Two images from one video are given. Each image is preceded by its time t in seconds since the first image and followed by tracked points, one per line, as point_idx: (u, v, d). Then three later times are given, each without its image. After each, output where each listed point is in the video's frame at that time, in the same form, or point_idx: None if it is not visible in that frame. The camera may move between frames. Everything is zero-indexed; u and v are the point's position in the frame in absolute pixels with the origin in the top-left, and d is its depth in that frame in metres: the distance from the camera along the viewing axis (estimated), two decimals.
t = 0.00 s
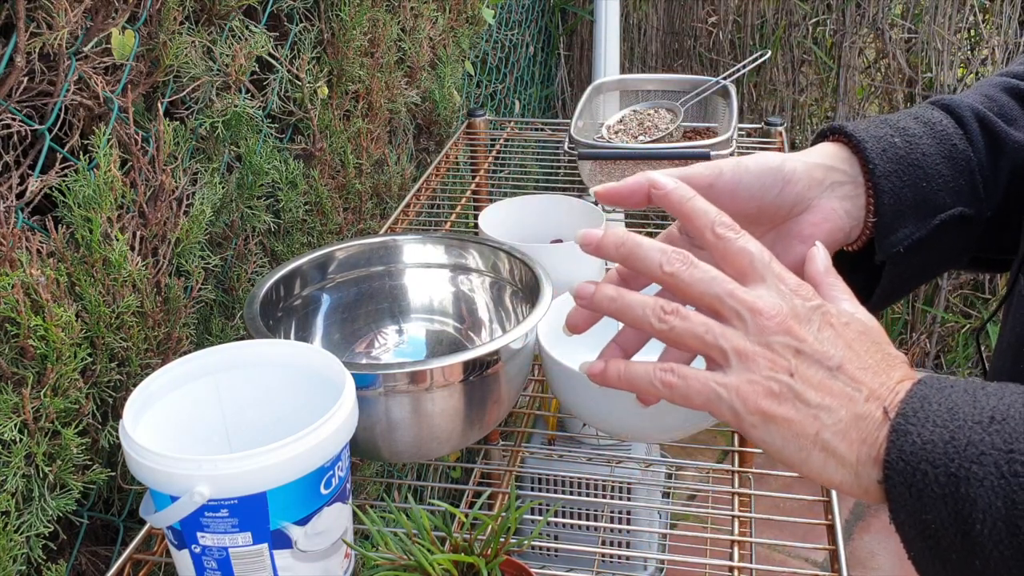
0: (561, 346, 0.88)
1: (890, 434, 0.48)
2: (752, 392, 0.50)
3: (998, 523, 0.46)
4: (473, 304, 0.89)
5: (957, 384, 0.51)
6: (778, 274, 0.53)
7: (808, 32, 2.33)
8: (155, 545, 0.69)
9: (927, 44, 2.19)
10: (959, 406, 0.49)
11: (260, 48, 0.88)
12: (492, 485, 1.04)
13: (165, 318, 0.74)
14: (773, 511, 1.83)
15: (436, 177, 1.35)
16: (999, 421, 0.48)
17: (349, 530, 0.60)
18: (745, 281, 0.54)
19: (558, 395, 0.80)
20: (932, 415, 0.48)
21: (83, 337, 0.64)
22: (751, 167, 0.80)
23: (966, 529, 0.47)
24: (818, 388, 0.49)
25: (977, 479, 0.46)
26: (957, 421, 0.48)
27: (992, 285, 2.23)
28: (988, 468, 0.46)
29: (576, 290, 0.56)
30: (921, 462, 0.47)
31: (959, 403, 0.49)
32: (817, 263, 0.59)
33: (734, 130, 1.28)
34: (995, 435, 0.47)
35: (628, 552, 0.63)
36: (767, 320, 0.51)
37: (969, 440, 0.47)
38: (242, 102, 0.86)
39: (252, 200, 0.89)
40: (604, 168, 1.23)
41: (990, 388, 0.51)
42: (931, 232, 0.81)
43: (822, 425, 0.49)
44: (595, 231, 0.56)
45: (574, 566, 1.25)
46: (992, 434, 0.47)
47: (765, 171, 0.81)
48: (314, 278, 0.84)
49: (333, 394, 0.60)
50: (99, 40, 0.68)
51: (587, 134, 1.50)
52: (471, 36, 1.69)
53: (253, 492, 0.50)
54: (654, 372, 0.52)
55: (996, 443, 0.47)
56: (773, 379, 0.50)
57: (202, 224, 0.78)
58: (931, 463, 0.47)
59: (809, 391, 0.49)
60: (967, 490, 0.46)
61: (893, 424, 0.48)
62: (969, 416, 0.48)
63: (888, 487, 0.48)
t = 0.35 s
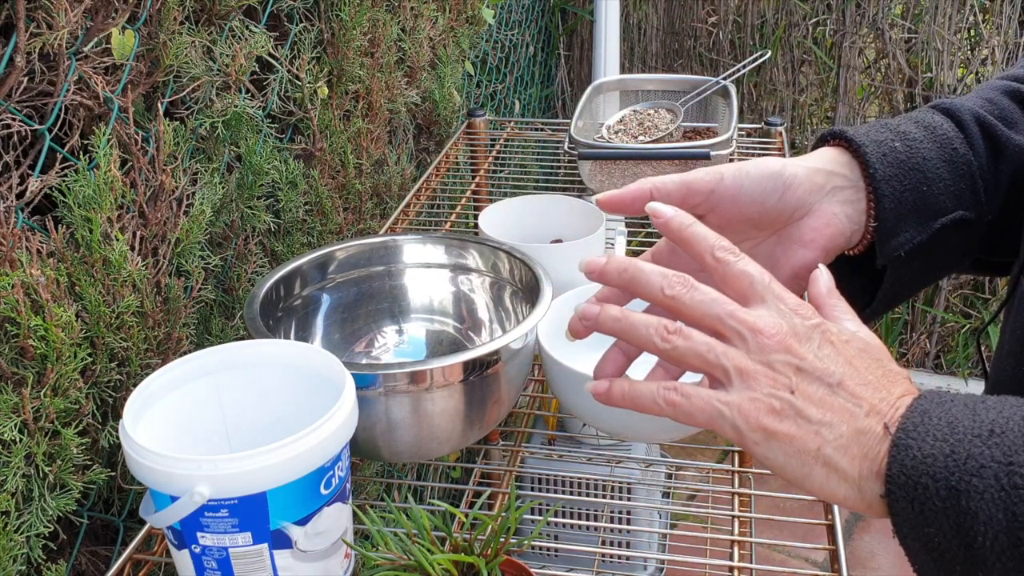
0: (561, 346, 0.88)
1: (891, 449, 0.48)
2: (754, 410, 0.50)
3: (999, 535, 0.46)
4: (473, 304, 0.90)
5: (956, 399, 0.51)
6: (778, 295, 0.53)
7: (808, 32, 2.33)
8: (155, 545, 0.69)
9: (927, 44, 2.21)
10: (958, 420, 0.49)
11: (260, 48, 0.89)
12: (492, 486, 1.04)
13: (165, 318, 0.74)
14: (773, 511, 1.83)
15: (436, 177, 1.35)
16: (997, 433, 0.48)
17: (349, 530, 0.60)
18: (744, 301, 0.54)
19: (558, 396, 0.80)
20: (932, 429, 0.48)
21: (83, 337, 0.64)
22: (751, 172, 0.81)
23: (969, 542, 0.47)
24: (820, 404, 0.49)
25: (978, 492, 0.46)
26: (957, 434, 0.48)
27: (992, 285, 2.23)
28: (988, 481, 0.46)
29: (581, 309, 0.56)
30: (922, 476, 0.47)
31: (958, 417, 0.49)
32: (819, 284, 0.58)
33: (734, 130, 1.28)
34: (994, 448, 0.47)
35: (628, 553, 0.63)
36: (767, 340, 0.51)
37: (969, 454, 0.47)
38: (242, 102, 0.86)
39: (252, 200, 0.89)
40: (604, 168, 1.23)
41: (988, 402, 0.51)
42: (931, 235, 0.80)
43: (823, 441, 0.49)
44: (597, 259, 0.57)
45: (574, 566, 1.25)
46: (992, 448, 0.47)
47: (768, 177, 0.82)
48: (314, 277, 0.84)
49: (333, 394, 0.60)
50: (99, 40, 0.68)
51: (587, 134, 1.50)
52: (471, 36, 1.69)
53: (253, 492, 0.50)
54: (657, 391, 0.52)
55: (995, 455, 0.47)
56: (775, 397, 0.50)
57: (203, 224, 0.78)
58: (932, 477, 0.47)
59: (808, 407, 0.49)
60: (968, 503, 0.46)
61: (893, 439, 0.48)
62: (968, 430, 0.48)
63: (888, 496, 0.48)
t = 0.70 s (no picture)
0: (561, 346, 0.88)
1: (897, 411, 0.47)
2: (741, 380, 0.47)
3: (1008, 499, 0.45)
4: (473, 304, 0.89)
5: (964, 354, 0.49)
6: (768, 262, 0.49)
7: (808, 32, 2.33)
8: (155, 544, 0.69)
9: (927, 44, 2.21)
10: (965, 378, 0.47)
11: (260, 48, 0.89)
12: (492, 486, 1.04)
13: (165, 318, 0.74)
14: (773, 511, 1.83)
15: (436, 177, 1.35)
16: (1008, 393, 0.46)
17: (349, 530, 0.60)
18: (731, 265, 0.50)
19: (558, 395, 0.80)
20: (939, 389, 0.47)
21: (83, 337, 0.64)
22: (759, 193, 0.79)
23: (973, 508, 0.47)
24: (808, 366, 0.47)
25: (987, 455, 0.45)
26: (965, 395, 0.47)
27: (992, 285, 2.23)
28: (997, 446, 0.45)
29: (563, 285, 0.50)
30: (928, 438, 0.46)
31: (965, 374, 0.48)
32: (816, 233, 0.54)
33: (734, 129, 1.29)
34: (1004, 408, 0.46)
35: (628, 552, 0.63)
36: (755, 308, 0.47)
37: (979, 415, 0.46)
38: (242, 102, 0.86)
39: (252, 200, 0.89)
40: (604, 168, 1.23)
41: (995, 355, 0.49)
42: (936, 253, 0.80)
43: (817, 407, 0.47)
44: (581, 229, 0.49)
45: (574, 566, 1.25)
46: (1001, 409, 0.46)
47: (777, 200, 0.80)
48: (314, 278, 0.84)
49: (333, 394, 0.60)
50: (99, 40, 0.68)
51: (587, 134, 1.50)
52: (471, 36, 1.69)
53: (253, 492, 0.50)
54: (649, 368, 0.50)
55: (1005, 418, 0.46)
56: (765, 366, 0.47)
57: (203, 224, 0.78)
58: (937, 440, 0.46)
59: (801, 374, 0.47)
60: (976, 467, 0.46)
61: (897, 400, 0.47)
62: (977, 390, 0.47)
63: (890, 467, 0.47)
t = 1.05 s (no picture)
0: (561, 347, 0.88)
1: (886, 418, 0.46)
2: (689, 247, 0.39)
3: None
4: (472, 304, 0.90)
5: (926, 238, 0.35)
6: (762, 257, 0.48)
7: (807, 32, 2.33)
8: (155, 545, 0.69)
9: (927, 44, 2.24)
10: (912, 264, 0.33)
11: (260, 48, 0.89)
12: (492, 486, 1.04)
13: (165, 318, 0.74)
14: (773, 511, 1.83)
15: (436, 177, 1.35)
16: (974, 258, 0.33)
17: (350, 530, 0.60)
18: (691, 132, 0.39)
19: (558, 395, 0.80)
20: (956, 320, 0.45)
21: (83, 337, 0.64)
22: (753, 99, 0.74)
23: (932, 425, 0.33)
24: (762, 262, 0.36)
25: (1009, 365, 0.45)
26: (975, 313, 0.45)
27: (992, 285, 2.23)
28: (932, 346, 0.32)
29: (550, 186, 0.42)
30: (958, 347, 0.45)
31: (912, 260, 0.34)
32: (802, 69, 0.42)
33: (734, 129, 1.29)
34: (992, 298, 0.32)
35: (628, 552, 0.63)
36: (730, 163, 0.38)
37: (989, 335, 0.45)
38: (242, 103, 0.86)
39: (252, 200, 0.90)
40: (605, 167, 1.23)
41: (974, 246, 0.34)
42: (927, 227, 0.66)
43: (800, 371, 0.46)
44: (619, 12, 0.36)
45: (574, 566, 1.25)
46: (938, 305, 0.32)
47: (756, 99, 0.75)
48: (314, 277, 0.84)
49: (333, 395, 0.60)
50: (99, 40, 0.68)
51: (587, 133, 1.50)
52: (471, 36, 1.69)
53: (253, 492, 0.50)
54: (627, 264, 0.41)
55: (940, 313, 0.32)
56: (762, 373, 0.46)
57: (202, 224, 0.78)
58: (875, 331, 0.33)
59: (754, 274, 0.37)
60: None
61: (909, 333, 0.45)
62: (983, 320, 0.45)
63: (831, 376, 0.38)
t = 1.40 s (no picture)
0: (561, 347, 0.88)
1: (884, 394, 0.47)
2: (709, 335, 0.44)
3: None
4: (472, 304, 0.90)
5: (900, 366, 0.44)
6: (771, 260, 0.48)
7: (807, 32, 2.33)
8: (155, 545, 0.69)
9: (927, 45, 2.19)
10: (889, 400, 0.42)
11: (259, 48, 0.89)
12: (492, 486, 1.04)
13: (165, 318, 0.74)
14: (773, 511, 1.83)
15: (436, 177, 1.35)
16: (950, 385, 0.43)
17: (349, 530, 0.60)
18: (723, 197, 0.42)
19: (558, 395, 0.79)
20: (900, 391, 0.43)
21: (83, 337, 0.64)
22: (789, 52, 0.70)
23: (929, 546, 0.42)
24: (764, 428, 0.44)
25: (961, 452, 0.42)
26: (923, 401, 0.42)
27: (992, 284, 2.23)
28: (917, 476, 0.41)
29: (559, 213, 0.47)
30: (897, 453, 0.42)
31: (890, 395, 0.42)
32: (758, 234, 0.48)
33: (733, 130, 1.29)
34: (967, 429, 0.41)
35: (628, 552, 0.63)
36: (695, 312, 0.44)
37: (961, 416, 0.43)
38: (242, 103, 0.86)
39: (252, 199, 0.90)
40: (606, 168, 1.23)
41: (942, 371, 0.44)
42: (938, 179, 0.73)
43: (793, 470, 0.45)
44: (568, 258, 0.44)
45: (574, 566, 1.25)
46: (920, 437, 0.41)
47: (798, 62, 0.70)
48: (314, 277, 0.84)
49: (333, 395, 0.60)
50: (99, 40, 0.68)
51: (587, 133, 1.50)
52: (471, 36, 1.69)
53: (253, 492, 0.50)
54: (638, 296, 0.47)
55: (923, 448, 0.41)
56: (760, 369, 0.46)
57: (202, 224, 0.78)
58: (866, 468, 0.42)
59: (764, 439, 0.44)
60: None
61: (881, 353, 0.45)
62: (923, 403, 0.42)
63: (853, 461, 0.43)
